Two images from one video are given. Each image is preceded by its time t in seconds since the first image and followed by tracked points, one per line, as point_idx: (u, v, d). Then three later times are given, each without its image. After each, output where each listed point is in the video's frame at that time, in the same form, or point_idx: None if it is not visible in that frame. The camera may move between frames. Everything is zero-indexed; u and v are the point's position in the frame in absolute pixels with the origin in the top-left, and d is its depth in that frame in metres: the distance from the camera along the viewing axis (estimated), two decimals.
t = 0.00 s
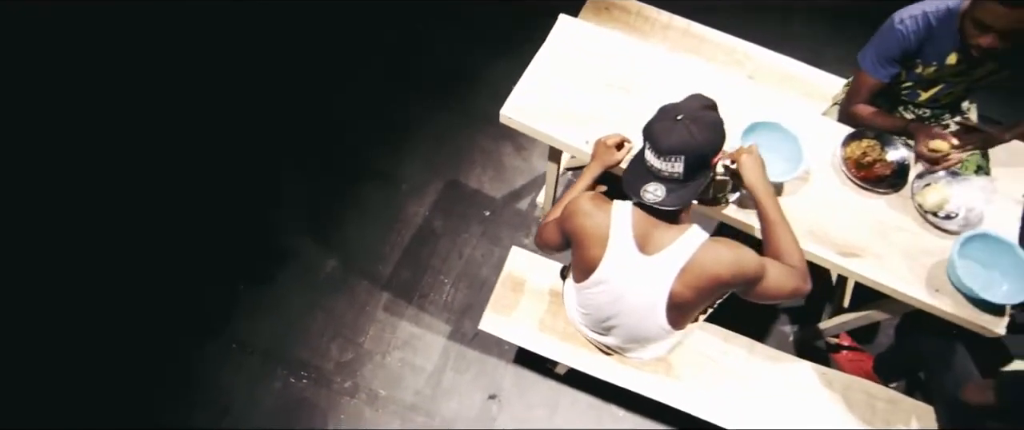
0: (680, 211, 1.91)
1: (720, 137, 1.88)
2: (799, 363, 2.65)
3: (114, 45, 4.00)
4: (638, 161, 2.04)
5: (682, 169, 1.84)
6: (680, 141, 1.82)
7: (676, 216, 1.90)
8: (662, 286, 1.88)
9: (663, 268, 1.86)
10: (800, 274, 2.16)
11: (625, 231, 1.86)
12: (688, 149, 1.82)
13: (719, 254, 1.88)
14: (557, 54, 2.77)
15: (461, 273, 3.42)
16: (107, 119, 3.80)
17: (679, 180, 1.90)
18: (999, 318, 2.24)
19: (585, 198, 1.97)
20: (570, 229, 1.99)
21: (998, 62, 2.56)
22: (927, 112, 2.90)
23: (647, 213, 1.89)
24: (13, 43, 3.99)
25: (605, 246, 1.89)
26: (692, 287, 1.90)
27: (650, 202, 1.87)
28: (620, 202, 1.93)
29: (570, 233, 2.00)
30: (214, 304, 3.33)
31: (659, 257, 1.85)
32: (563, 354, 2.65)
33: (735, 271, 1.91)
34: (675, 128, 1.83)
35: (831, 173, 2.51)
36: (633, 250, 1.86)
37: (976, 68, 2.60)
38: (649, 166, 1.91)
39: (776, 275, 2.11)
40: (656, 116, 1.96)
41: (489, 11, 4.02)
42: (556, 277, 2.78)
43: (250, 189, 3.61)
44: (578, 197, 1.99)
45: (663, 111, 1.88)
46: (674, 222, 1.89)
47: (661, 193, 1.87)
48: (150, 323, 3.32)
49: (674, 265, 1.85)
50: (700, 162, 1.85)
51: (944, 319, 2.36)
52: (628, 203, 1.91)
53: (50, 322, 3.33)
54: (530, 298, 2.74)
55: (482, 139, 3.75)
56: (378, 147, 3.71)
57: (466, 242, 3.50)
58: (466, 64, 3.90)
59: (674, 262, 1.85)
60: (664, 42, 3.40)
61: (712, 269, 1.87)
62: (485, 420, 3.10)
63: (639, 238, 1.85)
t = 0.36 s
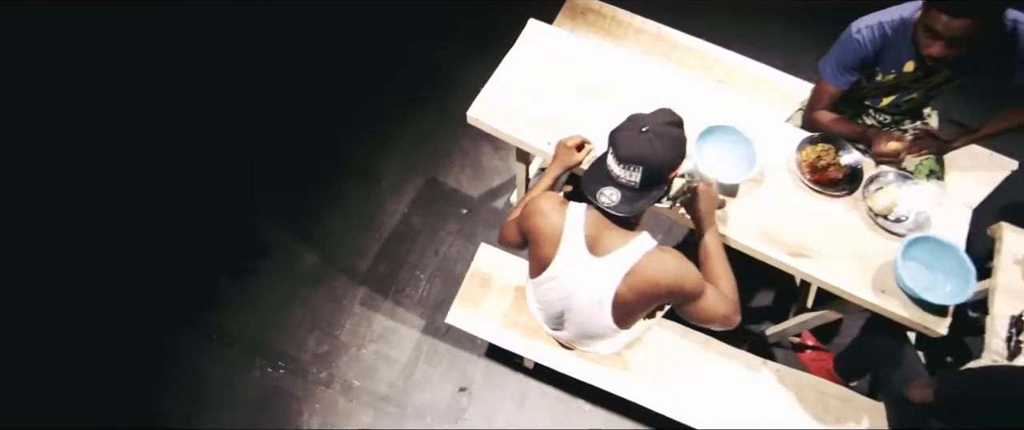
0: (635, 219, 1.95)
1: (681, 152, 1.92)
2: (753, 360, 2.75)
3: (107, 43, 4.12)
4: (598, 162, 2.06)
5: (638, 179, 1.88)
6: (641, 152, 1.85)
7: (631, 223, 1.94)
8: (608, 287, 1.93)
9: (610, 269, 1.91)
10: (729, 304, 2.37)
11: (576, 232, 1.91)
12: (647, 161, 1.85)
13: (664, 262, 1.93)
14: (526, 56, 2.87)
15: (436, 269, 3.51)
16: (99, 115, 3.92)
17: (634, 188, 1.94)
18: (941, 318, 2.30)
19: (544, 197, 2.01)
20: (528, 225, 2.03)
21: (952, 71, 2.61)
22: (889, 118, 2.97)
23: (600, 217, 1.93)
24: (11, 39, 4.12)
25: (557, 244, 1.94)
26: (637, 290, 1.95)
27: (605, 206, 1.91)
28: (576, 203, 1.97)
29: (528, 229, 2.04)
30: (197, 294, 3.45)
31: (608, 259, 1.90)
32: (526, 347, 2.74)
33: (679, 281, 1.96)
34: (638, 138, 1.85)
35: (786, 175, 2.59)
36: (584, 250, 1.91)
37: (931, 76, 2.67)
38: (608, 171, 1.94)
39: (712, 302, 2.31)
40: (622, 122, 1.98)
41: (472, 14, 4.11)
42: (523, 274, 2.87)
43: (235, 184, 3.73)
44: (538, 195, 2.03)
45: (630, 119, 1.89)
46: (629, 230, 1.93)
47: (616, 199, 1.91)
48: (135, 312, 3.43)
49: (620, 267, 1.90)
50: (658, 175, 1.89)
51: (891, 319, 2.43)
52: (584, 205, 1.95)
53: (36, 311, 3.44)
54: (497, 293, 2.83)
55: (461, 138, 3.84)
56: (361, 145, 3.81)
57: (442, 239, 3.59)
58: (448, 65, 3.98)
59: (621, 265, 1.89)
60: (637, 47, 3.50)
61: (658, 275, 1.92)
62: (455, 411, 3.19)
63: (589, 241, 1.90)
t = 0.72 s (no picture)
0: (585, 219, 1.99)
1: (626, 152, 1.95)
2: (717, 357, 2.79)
3: (104, 38, 4.24)
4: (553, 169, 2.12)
5: (584, 181, 1.91)
6: (584, 155, 1.89)
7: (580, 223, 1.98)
8: (559, 283, 1.99)
9: (560, 265, 1.97)
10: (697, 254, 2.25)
11: (529, 230, 1.98)
12: (591, 164, 1.88)
13: (611, 256, 1.95)
14: (500, 56, 2.95)
15: (415, 263, 3.60)
16: (95, 108, 4.04)
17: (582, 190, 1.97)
18: (892, 319, 2.36)
19: (500, 195, 2.07)
20: (485, 224, 2.10)
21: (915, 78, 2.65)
22: (857, 123, 3.02)
23: (552, 217, 1.99)
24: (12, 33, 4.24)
25: (510, 242, 2.01)
26: (587, 285, 1.99)
27: (554, 208, 1.94)
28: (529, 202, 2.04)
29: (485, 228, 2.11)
30: (183, 283, 3.55)
31: (558, 256, 1.96)
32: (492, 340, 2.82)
33: (627, 273, 1.94)
34: (579, 141, 1.90)
35: (748, 176, 2.65)
36: (535, 248, 1.97)
37: (895, 81, 2.71)
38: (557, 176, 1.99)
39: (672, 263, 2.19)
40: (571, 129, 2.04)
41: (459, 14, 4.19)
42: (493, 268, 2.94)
43: (223, 177, 3.83)
44: (494, 195, 2.10)
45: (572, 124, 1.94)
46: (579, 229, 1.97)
47: (564, 201, 1.94)
48: (122, 299, 3.54)
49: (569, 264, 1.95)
50: (605, 177, 1.91)
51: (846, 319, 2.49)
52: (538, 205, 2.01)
53: None
54: (468, 286, 2.91)
55: (445, 136, 3.92)
56: (346, 141, 3.90)
57: (423, 234, 3.67)
58: (434, 64, 4.07)
59: (571, 262, 1.94)
60: (616, 49, 3.57)
61: (606, 270, 1.93)
62: (428, 401, 3.28)
63: (541, 239, 1.96)
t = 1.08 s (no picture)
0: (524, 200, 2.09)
1: (554, 129, 2.06)
2: (678, 352, 2.86)
3: (101, 31, 4.35)
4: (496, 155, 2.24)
5: (516, 160, 2.03)
6: (512, 135, 2.02)
7: (520, 205, 2.10)
8: (507, 267, 2.11)
9: (506, 250, 2.08)
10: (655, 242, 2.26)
11: (477, 218, 2.10)
12: (519, 141, 2.00)
13: (553, 239, 2.06)
14: (475, 54, 3.02)
15: (395, 256, 3.68)
16: (88, 98, 4.15)
17: (520, 171, 2.08)
18: (848, 317, 2.40)
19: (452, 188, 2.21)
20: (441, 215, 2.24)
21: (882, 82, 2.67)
22: (827, 126, 3.07)
23: (498, 204, 2.11)
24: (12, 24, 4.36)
25: (461, 230, 2.14)
26: (534, 269, 2.10)
27: (494, 192, 2.07)
28: (478, 192, 2.17)
29: (441, 219, 2.25)
30: (167, 270, 3.64)
31: (504, 242, 2.08)
32: (460, 330, 2.90)
33: (569, 255, 2.06)
34: (507, 123, 2.03)
35: (712, 175, 2.70)
36: (483, 235, 2.10)
37: (859, 85, 2.74)
38: (495, 160, 2.12)
39: (625, 246, 2.20)
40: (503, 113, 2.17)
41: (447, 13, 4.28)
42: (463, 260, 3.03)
43: (211, 168, 3.92)
44: (448, 188, 2.24)
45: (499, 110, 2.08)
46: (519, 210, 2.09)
47: (503, 183, 2.07)
48: (108, 284, 3.62)
49: (513, 248, 2.06)
50: (534, 152, 2.02)
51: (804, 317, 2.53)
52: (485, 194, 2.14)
53: None
54: (438, 277, 2.99)
55: (428, 132, 3.99)
56: (331, 136, 3.99)
57: (403, 228, 3.74)
58: (421, 62, 4.15)
59: (516, 247, 2.06)
60: (595, 49, 3.61)
61: (548, 252, 2.05)
62: (402, 390, 3.35)
63: (488, 226, 2.08)
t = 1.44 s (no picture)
0: (474, 196, 2.19)
1: (502, 129, 2.18)
2: (637, 348, 2.92)
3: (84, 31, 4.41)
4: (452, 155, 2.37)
5: (463, 157, 2.15)
6: (461, 132, 2.16)
7: (469, 201, 2.20)
8: (456, 261, 2.22)
9: (455, 244, 2.18)
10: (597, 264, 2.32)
11: (428, 215, 2.21)
12: (466, 138, 2.13)
13: (498, 235, 2.17)
14: (443, 57, 3.09)
15: (369, 255, 3.74)
16: (71, 97, 4.21)
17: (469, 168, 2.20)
18: (797, 312, 2.47)
19: (408, 186, 2.33)
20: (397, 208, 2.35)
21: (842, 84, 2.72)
22: (787, 127, 3.12)
23: (450, 201, 2.22)
24: None
25: (413, 224, 2.25)
26: (480, 265, 2.22)
27: (443, 187, 2.19)
28: (430, 188, 2.27)
29: (397, 212, 2.36)
30: (145, 267, 3.70)
31: (453, 236, 2.19)
32: (425, 325, 2.97)
33: (512, 254, 2.17)
34: (456, 121, 2.17)
35: (670, 173, 2.75)
36: (434, 229, 2.20)
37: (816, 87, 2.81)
38: (447, 158, 2.25)
39: (569, 260, 2.26)
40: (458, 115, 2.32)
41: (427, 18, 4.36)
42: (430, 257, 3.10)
43: (191, 168, 3.99)
44: (405, 183, 2.36)
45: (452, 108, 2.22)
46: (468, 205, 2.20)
47: (452, 179, 2.18)
48: (86, 281, 3.68)
49: (461, 242, 2.18)
50: (479, 150, 2.14)
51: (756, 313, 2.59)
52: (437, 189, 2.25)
53: None
54: (405, 273, 3.06)
55: (406, 134, 4.06)
56: (310, 136, 4.06)
57: (378, 227, 3.80)
58: (400, 66, 4.23)
59: (463, 241, 2.17)
60: (567, 52, 3.68)
61: (491, 247, 2.16)
62: (373, 386, 3.41)
63: (440, 221, 2.19)
